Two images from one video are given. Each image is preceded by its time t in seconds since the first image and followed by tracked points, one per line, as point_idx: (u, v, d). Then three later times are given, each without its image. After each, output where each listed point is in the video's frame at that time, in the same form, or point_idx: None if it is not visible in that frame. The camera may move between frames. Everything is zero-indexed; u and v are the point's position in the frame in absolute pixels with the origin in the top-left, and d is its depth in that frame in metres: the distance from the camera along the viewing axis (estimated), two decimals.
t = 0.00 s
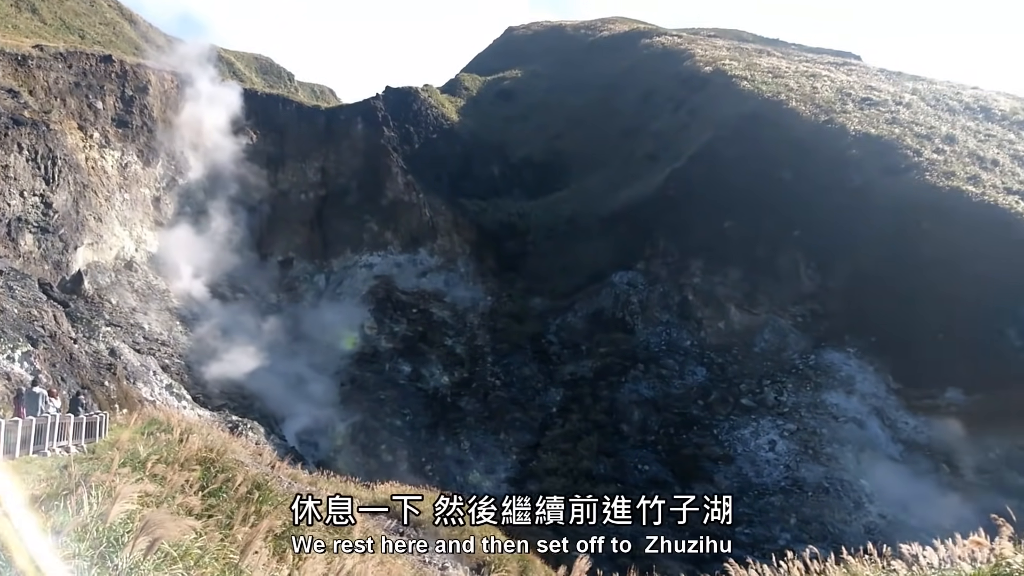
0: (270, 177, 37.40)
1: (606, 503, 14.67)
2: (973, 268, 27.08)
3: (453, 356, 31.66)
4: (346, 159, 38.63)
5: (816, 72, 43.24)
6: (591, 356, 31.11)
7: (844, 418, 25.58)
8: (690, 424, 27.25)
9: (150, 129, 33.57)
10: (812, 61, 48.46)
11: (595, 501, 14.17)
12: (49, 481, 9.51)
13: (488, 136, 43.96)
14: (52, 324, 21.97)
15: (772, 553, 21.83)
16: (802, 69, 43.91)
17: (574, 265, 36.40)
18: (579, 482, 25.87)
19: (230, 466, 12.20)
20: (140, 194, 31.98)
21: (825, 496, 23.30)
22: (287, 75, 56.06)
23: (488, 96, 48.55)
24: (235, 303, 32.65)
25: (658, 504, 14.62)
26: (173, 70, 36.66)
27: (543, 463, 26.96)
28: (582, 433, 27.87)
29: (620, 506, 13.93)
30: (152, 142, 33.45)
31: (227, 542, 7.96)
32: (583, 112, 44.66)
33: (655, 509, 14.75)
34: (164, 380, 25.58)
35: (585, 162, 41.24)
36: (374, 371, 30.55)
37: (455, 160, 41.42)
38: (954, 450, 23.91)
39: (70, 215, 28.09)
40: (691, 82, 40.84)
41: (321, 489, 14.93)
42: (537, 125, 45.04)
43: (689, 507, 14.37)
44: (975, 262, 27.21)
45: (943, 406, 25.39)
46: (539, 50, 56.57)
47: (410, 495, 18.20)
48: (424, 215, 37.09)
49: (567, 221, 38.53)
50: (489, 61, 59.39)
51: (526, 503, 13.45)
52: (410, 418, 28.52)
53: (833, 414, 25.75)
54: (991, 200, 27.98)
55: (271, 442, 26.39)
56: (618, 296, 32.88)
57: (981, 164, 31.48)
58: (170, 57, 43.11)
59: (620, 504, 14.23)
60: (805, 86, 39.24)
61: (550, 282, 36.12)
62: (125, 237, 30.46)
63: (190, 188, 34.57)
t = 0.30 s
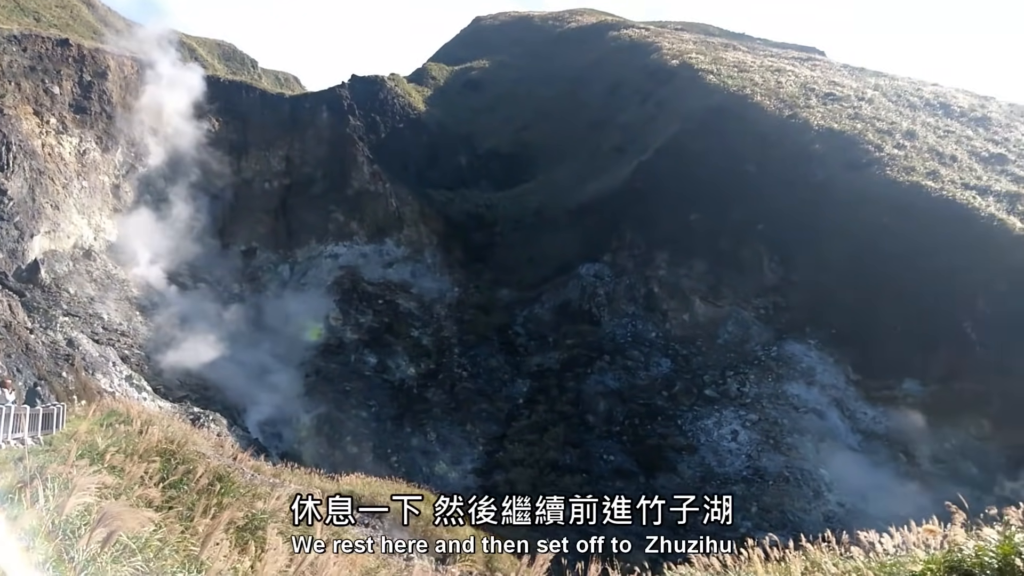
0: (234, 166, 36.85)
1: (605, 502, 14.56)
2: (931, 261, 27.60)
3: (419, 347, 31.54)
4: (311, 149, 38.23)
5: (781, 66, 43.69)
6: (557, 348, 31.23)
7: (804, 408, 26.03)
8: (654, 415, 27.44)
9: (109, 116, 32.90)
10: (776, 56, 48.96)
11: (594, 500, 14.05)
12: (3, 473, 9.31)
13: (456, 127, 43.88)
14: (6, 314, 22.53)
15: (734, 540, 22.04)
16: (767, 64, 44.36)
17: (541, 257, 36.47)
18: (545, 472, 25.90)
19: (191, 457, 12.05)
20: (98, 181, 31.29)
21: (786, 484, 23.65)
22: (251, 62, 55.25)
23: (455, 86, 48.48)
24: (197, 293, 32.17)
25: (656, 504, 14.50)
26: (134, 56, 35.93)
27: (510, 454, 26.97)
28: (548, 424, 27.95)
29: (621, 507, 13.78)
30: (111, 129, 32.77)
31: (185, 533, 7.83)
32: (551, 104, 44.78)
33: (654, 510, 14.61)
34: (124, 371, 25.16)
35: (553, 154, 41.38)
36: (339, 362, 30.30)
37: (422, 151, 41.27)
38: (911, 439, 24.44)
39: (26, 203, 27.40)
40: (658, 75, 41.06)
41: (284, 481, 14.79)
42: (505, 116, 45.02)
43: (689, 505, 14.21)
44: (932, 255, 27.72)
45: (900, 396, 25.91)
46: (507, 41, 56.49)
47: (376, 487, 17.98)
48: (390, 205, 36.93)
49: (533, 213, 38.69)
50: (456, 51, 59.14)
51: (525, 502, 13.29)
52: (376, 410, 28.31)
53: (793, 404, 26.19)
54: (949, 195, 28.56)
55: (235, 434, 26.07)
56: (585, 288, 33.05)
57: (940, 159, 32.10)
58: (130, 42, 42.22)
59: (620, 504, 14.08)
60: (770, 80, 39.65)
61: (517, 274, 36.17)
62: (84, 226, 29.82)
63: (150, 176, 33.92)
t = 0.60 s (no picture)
0: (192, 150, 36.24)
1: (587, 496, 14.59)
2: (887, 253, 27.98)
3: (382, 336, 31.34)
4: (273, 134, 37.67)
5: (744, 59, 44.10)
6: (521, 337, 31.31)
7: (763, 396, 26.45)
8: (617, 403, 27.65)
9: (62, 96, 32.05)
10: (740, 49, 49.39)
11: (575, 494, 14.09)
12: None
13: (421, 113, 43.63)
14: None
15: (693, 527, 22.50)
16: (730, 56, 44.73)
17: (506, 246, 36.34)
18: (508, 460, 25.92)
19: (148, 446, 11.82)
20: (51, 163, 30.46)
21: (745, 471, 24.05)
22: (211, 44, 54.12)
23: (420, 72, 48.38)
24: (154, 280, 31.59)
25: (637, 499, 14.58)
26: (89, 35, 34.99)
27: (473, 442, 26.95)
28: (511, 412, 28.01)
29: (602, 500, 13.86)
30: (64, 110, 31.93)
31: (140, 523, 7.68)
32: (515, 93, 44.73)
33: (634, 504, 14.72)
34: (78, 358, 24.64)
35: (518, 143, 41.33)
36: (300, 350, 29.96)
37: (386, 138, 40.97)
38: (865, 426, 24.99)
39: None
40: (623, 66, 41.20)
41: (244, 470, 14.58)
42: (471, 105, 44.84)
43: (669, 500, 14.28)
44: (887, 245, 28.15)
45: (856, 384, 26.45)
46: (472, 29, 56.27)
47: (339, 476, 17.82)
48: (353, 191, 36.66)
49: (498, 202, 38.55)
50: (421, 38, 58.73)
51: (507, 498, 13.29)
52: (338, 398, 28.03)
53: (752, 392, 26.61)
54: (905, 188, 29.09)
55: (193, 423, 25.65)
56: (550, 278, 33.17)
57: (897, 152, 32.71)
58: (84, 20, 41.07)
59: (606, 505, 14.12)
60: (733, 73, 39.99)
61: (481, 263, 36.04)
62: (35, 209, 29.06)
63: (106, 159, 33.12)
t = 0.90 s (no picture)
0: (145, 129, 35.67)
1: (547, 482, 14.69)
2: (840, 245, 28.24)
3: (339, 323, 31.02)
4: (229, 116, 36.93)
5: (704, 52, 44.45)
6: (480, 325, 31.32)
7: (717, 385, 27.02)
8: (574, 391, 27.85)
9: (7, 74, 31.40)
10: (701, 42, 49.76)
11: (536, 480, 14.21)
12: None
13: (381, 99, 43.21)
14: None
15: (647, 514, 22.84)
16: (691, 49, 45.02)
17: (465, 233, 36.07)
18: (465, 448, 25.90)
19: (96, 432, 11.57)
20: None
21: (699, 459, 24.48)
22: (165, 23, 52.75)
23: (381, 57, 48.03)
24: (104, 262, 30.98)
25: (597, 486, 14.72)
26: (37, 9, 34.03)
27: (431, 430, 26.87)
28: (468, 400, 28.01)
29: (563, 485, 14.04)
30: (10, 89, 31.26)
31: (86, 510, 7.48)
32: (476, 80, 44.48)
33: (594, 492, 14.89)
34: (24, 343, 24.20)
35: (479, 130, 41.12)
36: (255, 336, 29.53)
37: (346, 122, 40.46)
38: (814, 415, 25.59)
39: None
40: (585, 55, 41.22)
41: (196, 458, 14.34)
42: (432, 90, 44.49)
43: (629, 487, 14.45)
44: (840, 237, 28.46)
45: (807, 374, 27.10)
46: (434, 15, 55.84)
47: (293, 463, 17.64)
48: (311, 175, 36.38)
49: (458, 188, 38.08)
50: (383, 22, 58.11)
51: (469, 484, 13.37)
52: (294, 385, 27.66)
53: (707, 382, 27.14)
54: (859, 182, 29.51)
55: (144, 410, 25.07)
56: (510, 266, 33.41)
57: (852, 148, 33.27)
58: None
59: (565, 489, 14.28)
60: (693, 65, 40.31)
61: (441, 251, 35.80)
62: None
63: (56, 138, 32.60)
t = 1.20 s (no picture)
0: (97, 108, 34.87)
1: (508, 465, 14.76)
2: (798, 233, 28.59)
3: (297, 308, 30.61)
4: (183, 95, 36.02)
5: (665, 39, 44.65)
6: (440, 311, 31.23)
7: (674, 371, 27.30)
8: (533, 377, 27.96)
9: None
10: (662, 29, 49.98)
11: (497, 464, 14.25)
12: None
13: (339, 81, 42.56)
14: None
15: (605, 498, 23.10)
16: (653, 36, 45.16)
17: (426, 218, 35.82)
18: (424, 433, 25.84)
19: (46, 417, 11.29)
20: None
21: (656, 444, 24.79)
22: None
23: (338, 39, 47.68)
24: (55, 245, 30.64)
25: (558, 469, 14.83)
26: None
27: (389, 416, 26.73)
28: (428, 385, 27.92)
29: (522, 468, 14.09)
30: None
31: (36, 496, 7.29)
32: (436, 62, 43.98)
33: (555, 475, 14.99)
34: None
35: (439, 113, 40.71)
36: (210, 320, 29.02)
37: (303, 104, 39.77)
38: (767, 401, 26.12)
39: None
40: (547, 40, 41.07)
41: (150, 443, 14.10)
42: (392, 72, 43.97)
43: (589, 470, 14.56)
44: (798, 224, 28.86)
45: (763, 361, 27.62)
46: None
47: (249, 449, 17.42)
48: (269, 157, 35.91)
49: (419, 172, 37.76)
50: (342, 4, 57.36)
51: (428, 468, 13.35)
52: (250, 370, 27.24)
53: (665, 367, 27.40)
54: (817, 172, 30.03)
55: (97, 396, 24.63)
56: (470, 252, 33.63)
57: (810, 137, 33.74)
58: None
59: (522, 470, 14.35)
60: (654, 52, 40.41)
61: (400, 236, 35.49)
62: None
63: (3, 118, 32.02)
